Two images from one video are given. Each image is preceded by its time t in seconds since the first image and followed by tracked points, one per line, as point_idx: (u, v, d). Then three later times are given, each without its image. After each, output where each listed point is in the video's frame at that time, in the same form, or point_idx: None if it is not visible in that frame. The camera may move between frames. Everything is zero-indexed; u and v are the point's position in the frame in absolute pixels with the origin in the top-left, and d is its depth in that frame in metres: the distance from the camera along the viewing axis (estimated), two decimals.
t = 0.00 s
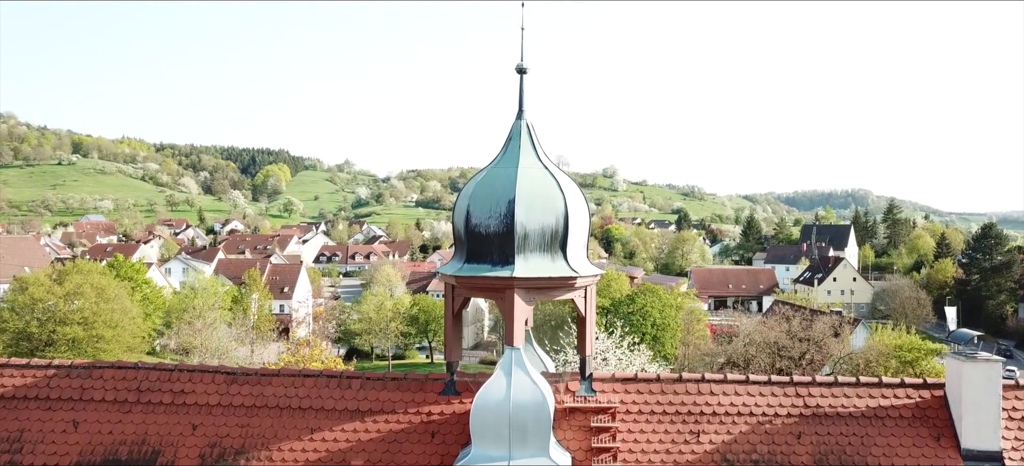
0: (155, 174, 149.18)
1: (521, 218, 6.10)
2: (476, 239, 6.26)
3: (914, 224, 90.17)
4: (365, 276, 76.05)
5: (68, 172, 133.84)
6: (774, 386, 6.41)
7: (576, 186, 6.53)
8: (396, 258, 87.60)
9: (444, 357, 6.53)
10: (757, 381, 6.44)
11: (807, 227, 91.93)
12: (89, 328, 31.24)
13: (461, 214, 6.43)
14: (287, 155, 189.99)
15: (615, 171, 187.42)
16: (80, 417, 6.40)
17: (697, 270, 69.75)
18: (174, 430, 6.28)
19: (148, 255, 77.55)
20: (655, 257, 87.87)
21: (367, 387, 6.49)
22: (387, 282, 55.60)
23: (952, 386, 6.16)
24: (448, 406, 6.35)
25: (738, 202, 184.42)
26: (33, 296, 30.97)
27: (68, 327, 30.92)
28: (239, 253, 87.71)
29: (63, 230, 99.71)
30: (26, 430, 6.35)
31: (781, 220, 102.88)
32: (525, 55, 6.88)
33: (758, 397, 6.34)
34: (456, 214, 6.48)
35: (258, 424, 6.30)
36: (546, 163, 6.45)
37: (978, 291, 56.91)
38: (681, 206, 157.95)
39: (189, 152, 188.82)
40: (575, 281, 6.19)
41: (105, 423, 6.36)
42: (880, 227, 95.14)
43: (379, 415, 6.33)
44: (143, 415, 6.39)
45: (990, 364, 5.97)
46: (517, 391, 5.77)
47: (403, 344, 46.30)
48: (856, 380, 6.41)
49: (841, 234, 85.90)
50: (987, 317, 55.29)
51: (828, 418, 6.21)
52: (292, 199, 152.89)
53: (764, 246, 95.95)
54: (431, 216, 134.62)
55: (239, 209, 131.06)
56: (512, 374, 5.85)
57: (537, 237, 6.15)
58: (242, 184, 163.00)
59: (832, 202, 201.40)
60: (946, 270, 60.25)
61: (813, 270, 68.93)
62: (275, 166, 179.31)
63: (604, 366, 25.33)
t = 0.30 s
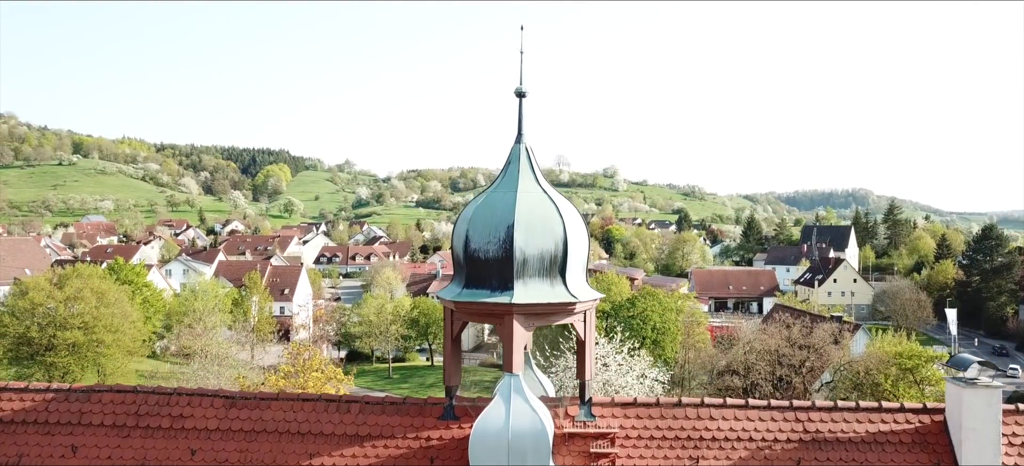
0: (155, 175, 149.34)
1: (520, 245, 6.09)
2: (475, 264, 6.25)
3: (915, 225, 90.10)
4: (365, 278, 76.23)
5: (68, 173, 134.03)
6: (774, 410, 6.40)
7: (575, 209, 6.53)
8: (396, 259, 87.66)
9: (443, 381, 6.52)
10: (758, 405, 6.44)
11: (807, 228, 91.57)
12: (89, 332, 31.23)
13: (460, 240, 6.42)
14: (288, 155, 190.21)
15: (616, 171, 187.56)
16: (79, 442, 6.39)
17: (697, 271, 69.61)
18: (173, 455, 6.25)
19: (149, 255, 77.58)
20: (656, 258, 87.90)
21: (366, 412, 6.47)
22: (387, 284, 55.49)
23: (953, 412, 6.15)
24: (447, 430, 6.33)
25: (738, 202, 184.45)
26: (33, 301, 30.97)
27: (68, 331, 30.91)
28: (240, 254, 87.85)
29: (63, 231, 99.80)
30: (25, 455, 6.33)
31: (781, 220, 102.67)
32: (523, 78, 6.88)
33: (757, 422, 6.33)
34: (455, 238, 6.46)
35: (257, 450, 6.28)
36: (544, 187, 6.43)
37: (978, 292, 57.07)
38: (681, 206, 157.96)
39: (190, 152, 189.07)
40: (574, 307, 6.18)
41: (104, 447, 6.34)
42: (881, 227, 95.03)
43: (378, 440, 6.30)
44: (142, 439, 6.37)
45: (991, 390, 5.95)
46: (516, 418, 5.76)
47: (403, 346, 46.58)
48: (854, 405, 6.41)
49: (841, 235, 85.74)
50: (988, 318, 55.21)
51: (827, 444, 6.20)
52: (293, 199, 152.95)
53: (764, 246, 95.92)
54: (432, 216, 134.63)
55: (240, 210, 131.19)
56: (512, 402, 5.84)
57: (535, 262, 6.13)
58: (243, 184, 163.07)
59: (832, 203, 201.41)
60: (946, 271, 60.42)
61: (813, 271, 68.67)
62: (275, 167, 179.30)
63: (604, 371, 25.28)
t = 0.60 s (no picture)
0: (156, 175, 149.54)
1: (520, 269, 6.08)
2: (475, 287, 6.25)
3: (915, 226, 90.08)
4: (365, 280, 76.31)
5: (69, 174, 134.14)
6: (774, 433, 6.40)
7: (575, 229, 6.54)
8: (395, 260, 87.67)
9: (443, 404, 6.50)
10: (758, 427, 6.45)
11: (808, 229, 91.34)
12: (89, 337, 31.26)
13: (460, 262, 6.42)
14: (288, 155, 190.40)
15: (616, 171, 187.75)
16: None
17: (697, 273, 69.55)
18: None
19: (149, 256, 77.57)
20: (656, 259, 87.85)
21: (366, 434, 6.47)
22: (387, 285, 55.44)
23: (953, 433, 6.17)
24: (447, 454, 6.31)
25: (739, 202, 184.57)
26: (34, 306, 30.89)
27: (69, 336, 30.91)
28: (239, 255, 87.90)
29: (64, 232, 99.86)
30: None
31: (782, 220, 102.49)
32: (523, 98, 6.90)
33: (757, 445, 6.32)
34: (456, 262, 6.46)
35: None
36: (543, 210, 6.44)
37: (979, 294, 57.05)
38: (681, 206, 158.05)
39: (191, 152, 189.26)
40: (574, 331, 6.19)
41: None
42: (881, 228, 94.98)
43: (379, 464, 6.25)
44: None
45: (990, 415, 6.00)
46: (516, 443, 5.76)
47: (404, 348, 46.69)
48: (857, 428, 6.39)
49: (841, 235, 85.63)
50: (988, 319, 55.46)
51: None
52: (293, 199, 153.05)
53: (764, 247, 95.89)
54: (433, 217, 134.78)
55: (240, 211, 131.30)
56: (513, 428, 5.84)
57: (536, 286, 6.14)
58: (243, 184, 163.25)
59: (832, 203, 201.62)
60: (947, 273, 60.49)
61: (814, 273, 68.37)
62: (276, 167, 179.46)
63: (604, 377, 25.22)
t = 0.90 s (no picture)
0: (156, 176, 149.62)
1: (522, 293, 6.08)
2: (476, 312, 6.26)
3: (915, 227, 89.99)
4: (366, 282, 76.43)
5: (69, 174, 134.18)
6: (774, 458, 6.39)
7: (576, 252, 6.58)
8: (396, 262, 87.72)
9: (445, 428, 6.51)
10: (758, 451, 6.45)
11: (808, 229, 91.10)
12: (90, 341, 31.23)
13: (461, 286, 6.43)
14: (288, 156, 190.59)
15: (616, 172, 187.82)
16: None
17: (697, 275, 69.51)
18: None
19: (149, 258, 77.50)
20: (657, 260, 87.82)
21: (367, 458, 6.46)
22: (388, 288, 55.44)
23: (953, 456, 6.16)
24: None
25: (739, 202, 184.66)
26: (34, 311, 30.85)
27: (70, 341, 30.89)
28: (240, 257, 87.98)
29: (64, 233, 99.90)
30: None
31: (783, 221, 102.40)
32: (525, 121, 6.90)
33: None
34: (458, 285, 6.46)
35: None
36: (545, 233, 6.44)
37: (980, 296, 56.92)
38: (682, 206, 158.08)
39: (191, 153, 189.45)
40: (575, 356, 6.19)
41: None
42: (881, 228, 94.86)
43: None
44: None
45: (991, 440, 5.98)
46: None
47: (405, 351, 46.74)
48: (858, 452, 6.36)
49: (841, 236, 85.44)
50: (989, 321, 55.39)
51: None
52: (293, 200, 153.02)
53: (765, 248, 95.83)
54: (433, 217, 134.79)
55: (240, 211, 131.39)
56: (513, 454, 5.86)
57: (537, 312, 6.14)
58: (243, 184, 163.31)
59: (833, 204, 201.64)
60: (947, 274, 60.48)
61: (815, 275, 67.83)
62: (276, 168, 179.53)
63: (604, 383, 25.19)
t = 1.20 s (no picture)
0: (157, 177, 149.77)
1: (523, 317, 6.09)
2: (479, 335, 6.26)
3: (915, 228, 89.97)
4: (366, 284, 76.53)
5: (69, 175, 134.24)
6: None
7: (578, 271, 6.61)
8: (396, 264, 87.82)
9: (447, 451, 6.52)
10: None
11: (808, 230, 90.90)
12: (91, 346, 31.26)
13: (462, 310, 6.44)
14: (289, 156, 190.81)
15: (617, 172, 187.98)
16: None
17: (698, 276, 69.32)
18: None
19: (149, 260, 77.48)
20: (657, 261, 87.73)
21: None
22: (388, 290, 55.40)
23: None
24: None
25: (740, 202, 184.64)
26: (35, 316, 30.94)
27: (71, 346, 30.93)
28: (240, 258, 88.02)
29: (65, 234, 99.94)
30: None
31: (783, 222, 102.37)
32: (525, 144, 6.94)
33: None
34: (459, 309, 6.48)
35: None
36: (546, 256, 6.46)
37: (980, 297, 57.02)
38: (682, 206, 158.20)
39: (192, 153, 189.67)
40: (577, 379, 6.21)
41: None
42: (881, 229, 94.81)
43: None
44: None
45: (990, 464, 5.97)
46: None
47: (405, 354, 46.85)
48: None
49: (842, 238, 85.28)
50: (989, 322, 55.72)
51: None
52: (294, 200, 153.06)
53: (765, 249, 95.86)
54: (434, 218, 134.81)
55: (240, 212, 131.47)
56: None
57: (538, 336, 6.16)
58: (243, 185, 163.38)
59: (833, 204, 201.71)
60: (947, 276, 60.07)
61: (816, 276, 67.51)
62: (276, 168, 179.51)
63: (605, 387, 25.13)
